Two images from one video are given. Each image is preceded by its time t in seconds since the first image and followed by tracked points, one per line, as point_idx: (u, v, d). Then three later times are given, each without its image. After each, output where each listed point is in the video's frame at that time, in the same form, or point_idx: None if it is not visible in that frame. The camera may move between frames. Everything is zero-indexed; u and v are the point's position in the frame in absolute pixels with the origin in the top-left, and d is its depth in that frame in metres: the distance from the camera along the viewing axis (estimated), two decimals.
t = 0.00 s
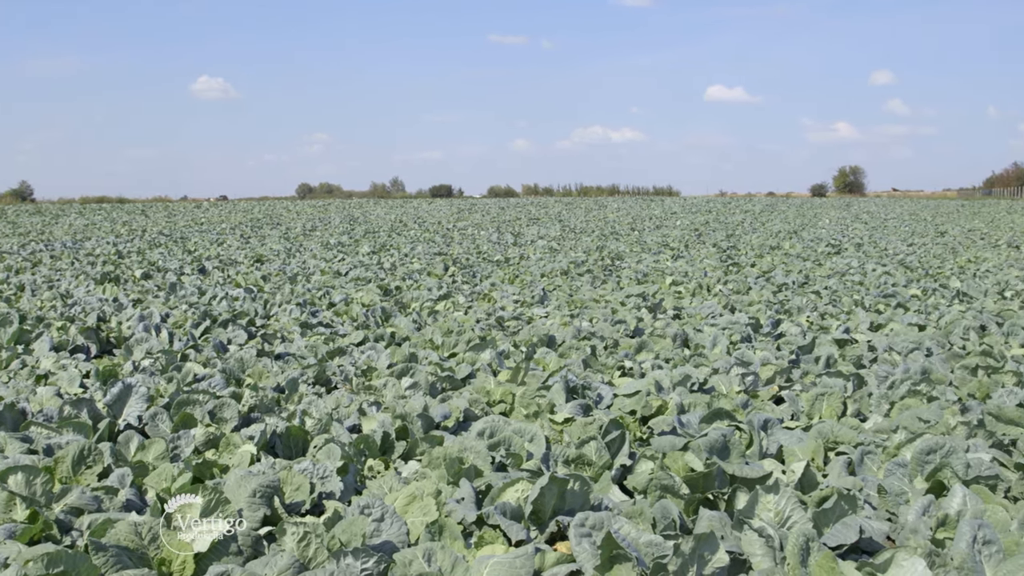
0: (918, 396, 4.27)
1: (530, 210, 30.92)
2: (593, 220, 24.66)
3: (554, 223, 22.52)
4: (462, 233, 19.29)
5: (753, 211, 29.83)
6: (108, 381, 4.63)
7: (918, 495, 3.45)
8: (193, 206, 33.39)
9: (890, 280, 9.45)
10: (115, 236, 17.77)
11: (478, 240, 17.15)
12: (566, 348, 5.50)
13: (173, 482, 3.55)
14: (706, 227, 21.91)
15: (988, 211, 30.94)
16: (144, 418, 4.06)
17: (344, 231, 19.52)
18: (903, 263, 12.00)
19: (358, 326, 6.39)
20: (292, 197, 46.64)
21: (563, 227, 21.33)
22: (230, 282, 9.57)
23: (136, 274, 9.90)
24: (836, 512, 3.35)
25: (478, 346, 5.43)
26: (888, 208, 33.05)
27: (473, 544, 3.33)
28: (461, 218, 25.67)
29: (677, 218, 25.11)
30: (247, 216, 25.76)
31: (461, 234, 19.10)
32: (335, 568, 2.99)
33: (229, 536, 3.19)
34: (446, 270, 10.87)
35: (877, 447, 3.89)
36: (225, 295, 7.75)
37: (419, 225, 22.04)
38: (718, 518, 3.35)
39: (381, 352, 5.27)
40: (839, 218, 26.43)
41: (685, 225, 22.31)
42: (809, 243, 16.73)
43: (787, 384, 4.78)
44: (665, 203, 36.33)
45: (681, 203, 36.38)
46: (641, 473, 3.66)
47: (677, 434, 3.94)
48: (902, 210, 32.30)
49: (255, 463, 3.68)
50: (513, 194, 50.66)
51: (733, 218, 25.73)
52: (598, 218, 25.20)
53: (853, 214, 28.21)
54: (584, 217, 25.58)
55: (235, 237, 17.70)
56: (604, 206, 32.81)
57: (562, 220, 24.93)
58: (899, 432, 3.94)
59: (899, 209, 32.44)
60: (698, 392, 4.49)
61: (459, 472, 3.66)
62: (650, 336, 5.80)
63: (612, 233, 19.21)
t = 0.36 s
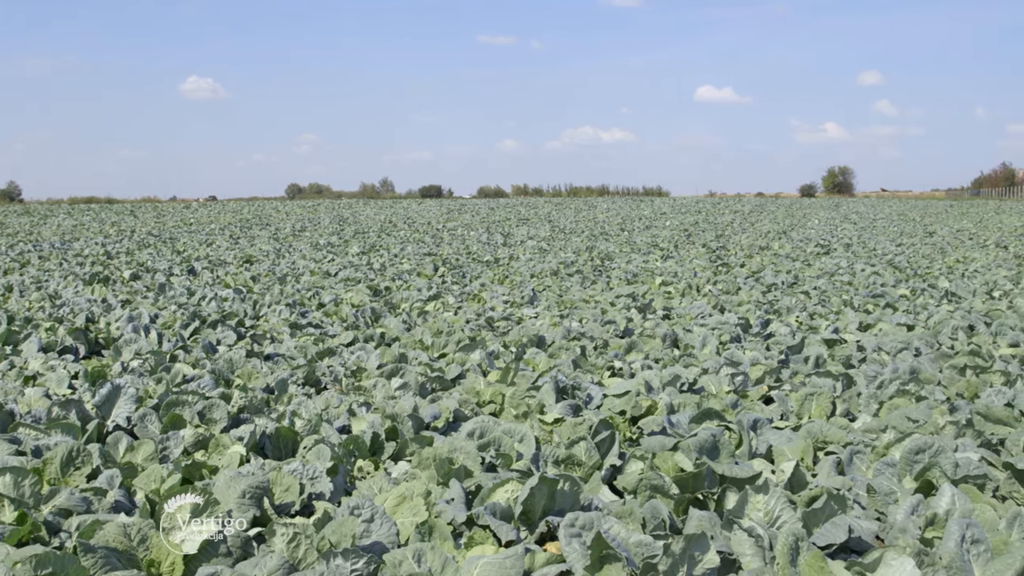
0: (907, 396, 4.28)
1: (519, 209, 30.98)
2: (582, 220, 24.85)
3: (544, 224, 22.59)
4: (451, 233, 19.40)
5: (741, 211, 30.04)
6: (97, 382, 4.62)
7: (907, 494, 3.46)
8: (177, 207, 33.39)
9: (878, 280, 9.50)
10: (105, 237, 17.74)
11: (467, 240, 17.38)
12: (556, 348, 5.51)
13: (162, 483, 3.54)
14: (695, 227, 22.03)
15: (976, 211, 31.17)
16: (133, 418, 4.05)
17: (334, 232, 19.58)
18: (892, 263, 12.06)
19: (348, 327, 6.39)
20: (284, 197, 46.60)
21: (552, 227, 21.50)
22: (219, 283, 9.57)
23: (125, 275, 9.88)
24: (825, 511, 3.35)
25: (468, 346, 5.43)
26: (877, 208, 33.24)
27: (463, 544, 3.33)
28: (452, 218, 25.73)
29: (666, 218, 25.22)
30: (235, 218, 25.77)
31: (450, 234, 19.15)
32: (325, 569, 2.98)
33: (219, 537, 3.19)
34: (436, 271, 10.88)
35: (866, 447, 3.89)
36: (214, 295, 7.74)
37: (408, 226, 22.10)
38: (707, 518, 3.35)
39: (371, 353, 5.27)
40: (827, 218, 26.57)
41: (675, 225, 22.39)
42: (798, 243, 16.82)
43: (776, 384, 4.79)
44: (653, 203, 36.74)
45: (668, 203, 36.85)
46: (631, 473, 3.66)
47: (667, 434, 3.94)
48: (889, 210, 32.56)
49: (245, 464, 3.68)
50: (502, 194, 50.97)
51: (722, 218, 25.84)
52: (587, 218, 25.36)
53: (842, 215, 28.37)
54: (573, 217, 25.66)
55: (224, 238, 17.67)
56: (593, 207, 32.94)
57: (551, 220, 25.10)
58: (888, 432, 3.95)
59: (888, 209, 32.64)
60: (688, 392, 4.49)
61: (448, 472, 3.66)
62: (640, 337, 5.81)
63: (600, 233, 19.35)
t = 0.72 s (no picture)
0: (895, 395, 4.30)
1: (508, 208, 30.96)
2: (571, 220, 24.89)
3: (534, 223, 22.60)
4: (441, 233, 19.43)
5: (730, 211, 30.19)
6: (85, 383, 4.60)
7: (895, 493, 3.47)
8: (166, 207, 33.24)
9: (867, 280, 9.53)
10: (93, 237, 17.68)
11: (455, 239, 17.45)
12: (546, 348, 5.51)
13: (151, 484, 3.53)
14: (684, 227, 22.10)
15: (964, 211, 31.37)
16: (121, 419, 4.04)
17: (325, 232, 19.58)
18: (881, 263, 12.10)
19: (337, 327, 6.38)
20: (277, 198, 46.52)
21: (541, 227, 21.57)
22: (207, 283, 9.54)
23: (113, 276, 9.84)
24: (814, 511, 3.36)
25: (458, 346, 5.43)
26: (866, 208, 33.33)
27: (452, 544, 3.32)
28: (442, 218, 25.72)
29: (656, 218, 25.27)
30: (223, 219, 25.72)
31: (439, 234, 19.16)
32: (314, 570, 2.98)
33: (208, 538, 3.18)
34: (425, 271, 10.87)
35: (855, 446, 3.90)
36: (203, 295, 7.72)
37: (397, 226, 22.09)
38: (697, 517, 3.35)
39: (360, 353, 5.26)
40: (816, 217, 26.65)
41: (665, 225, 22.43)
42: (787, 243, 16.87)
43: (765, 383, 4.79)
44: (642, 203, 37.02)
45: (658, 203, 37.10)
46: (621, 473, 3.66)
47: (656, 434, 3.94)
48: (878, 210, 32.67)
49: (234, 464, 3.67)
50: (492, 194, 51.00)
51: (712, 217, 25.89)
52: (576, 218, 25.44)
53: (831, 215, 28.43)
54: (563, 217, 25.68)
55: (213, 238, 17.62)
56: (583, 207, 32.97)
57: (541, 220, 25.13)
58: (877, 431, 3.96)
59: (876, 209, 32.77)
60: (677, 392, 4.50)
61: (438, 473, 3.66)
62: (629, 337, 5.81)
63: (589, 233, 19.43)
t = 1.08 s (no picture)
0: (883, 395, 4.32)
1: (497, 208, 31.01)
2: (560, 220, 24.94)
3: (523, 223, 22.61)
4: (430, 233, 19.46)
5: (719, 211, 30.28)
6: (72, 384, 4.58)
7: (883, 493, 3.48)
8: (155, 206, 33.14)
9: (856, 280, 9.56)
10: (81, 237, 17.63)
11: (445, 240, 17.47)
12: (535, 348, 5.51)
13: (139, 485, 3.52)
14: (673, 227, 22.15)
15: (951, 211, 31.50)
16: (109, 420, 4.02)
17: (313, 232, 19.58)
18: (869, 263, 12.13)
19: (326, 327, 6.37)
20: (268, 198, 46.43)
21: (530, 227, 21.62)
22: (196, 283, 9.51)
23: (101, 276, 9.81)
24: (802, 510, 3.36)
25: (447, 347, 5.43)
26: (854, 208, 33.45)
27: (441, 545, 3.32)
28: (432, 218, 25.72)
29: (645, 218, 25.33)
30: (212, 219, 25.68)
31: (428, 234, 19.17)
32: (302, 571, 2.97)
33: (196, 539, 3.17)
34: (414, 271, 10.86)
35: (843, 446, 3.92)
36: (191, 296, 7.70)
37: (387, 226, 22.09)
38: (685, 517, 3.36)
39: (349, 354, 5.26)
40: (804, 217, 26.76)
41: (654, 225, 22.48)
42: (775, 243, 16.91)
43: (754, 383, 4.81)
44: (631, 203, 37.13)
45: (646, 203, 37.22)
46: (609, 473, 3.66)
47: (645, 434, 3.95)
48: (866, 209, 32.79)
49: (222, 465, 3.66)
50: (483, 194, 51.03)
51: (701, 217, 25.96)
52: (566, 218, 25.49)
53: (819, 215, 28.52)
54: (552, 217, 25.72)
55: (201, 238, 17.56)
56: (573, 207, 33.02)
57: (530, 220, 25.16)
58: (865, 431, 3.97)
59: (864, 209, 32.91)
60: (666, 392, 4.50)
61: (427, 473, 3.66)
62: (618, 337, 5.82)
63: (577, 233, 19.47)
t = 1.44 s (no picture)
0: (871, 394, 4.34)
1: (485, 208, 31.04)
2: (549, 220, 25.01)
3: (512, 224, 22.64)
4: (418, 233, 19.48)
5: (707, 211, 30.35)
6: (59, 385, 4.57)
7: (871, 492, 3.50)
8: (143, 206, 33.03)
9: (844, 279, 9.60)
10: (68, 238, 17.58)
11: (434, 240, 17.49)
12: (523, 348, 5.52)
13: (126, 486, 3.51)
14: (662, 227, 22.19)
15: (938, 211, 31.62)
16: (97, 421, 4.01)
17: (302, 232, 19.55)
18: (856, 263, 12.16)
19: (314, 328, 6.36)
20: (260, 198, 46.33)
21: (519, 227, 21.66)
22: (183, 283, 9.49)
23: (89, 276, 9.78)
24: (790, 510, 3.37)
25: (435, 347, 5.43)
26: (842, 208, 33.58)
27: (430, 545, 3.32)
28: (421, 218, 25.71)
29: (634, 218, 25.39)
30: (200, 219, 25.62)
31: (417, 234, 19.17)
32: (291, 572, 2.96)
33: (184, 540, 3.17)
34: (403, 272, 10.86)
35: (831, 445, 3.93)
36: (179, 296, 7.69)
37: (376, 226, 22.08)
38: (674, 517, 3.36)
39: (337, 354, 5.25)
40: (792, 217, 26.86)
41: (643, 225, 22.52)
42: (764, 243, 16.96)
43: (742, 383, 4.82)
44: (619, 202, 37.29)
45: (635, 203, 37.34)
46: (598, 473, 3.67)
47: (634, 434, 3.95)
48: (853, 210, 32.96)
49: (210, 466, 3.65)
50: (475, 194, 51.05)
51: (689, 217, 26.03)
52: (552, 218, 25.55)
53: (807, 215, 28.61)
54: (540, 217, 25.78)
55: (189, 238, 17.51)
56: (562, 207, 33.07)
57: (519, 220, 25.21)
58: (853, 430, 3.98)
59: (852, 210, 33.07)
60: (654, 392, 4.51)
61: (415, 474, 3.65)
62: (607, 337, 5.83)
63: (565, 233, 19.52)
